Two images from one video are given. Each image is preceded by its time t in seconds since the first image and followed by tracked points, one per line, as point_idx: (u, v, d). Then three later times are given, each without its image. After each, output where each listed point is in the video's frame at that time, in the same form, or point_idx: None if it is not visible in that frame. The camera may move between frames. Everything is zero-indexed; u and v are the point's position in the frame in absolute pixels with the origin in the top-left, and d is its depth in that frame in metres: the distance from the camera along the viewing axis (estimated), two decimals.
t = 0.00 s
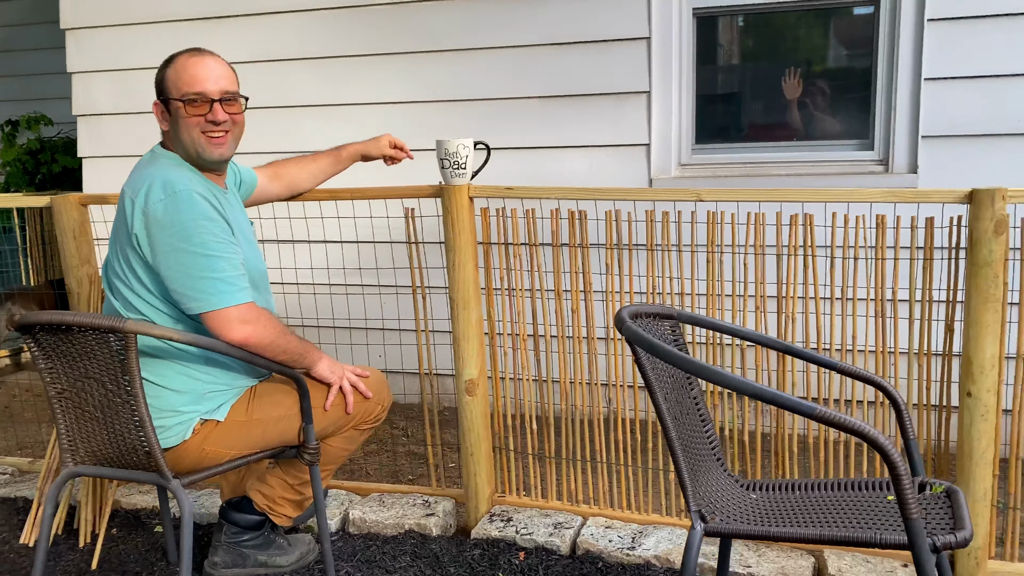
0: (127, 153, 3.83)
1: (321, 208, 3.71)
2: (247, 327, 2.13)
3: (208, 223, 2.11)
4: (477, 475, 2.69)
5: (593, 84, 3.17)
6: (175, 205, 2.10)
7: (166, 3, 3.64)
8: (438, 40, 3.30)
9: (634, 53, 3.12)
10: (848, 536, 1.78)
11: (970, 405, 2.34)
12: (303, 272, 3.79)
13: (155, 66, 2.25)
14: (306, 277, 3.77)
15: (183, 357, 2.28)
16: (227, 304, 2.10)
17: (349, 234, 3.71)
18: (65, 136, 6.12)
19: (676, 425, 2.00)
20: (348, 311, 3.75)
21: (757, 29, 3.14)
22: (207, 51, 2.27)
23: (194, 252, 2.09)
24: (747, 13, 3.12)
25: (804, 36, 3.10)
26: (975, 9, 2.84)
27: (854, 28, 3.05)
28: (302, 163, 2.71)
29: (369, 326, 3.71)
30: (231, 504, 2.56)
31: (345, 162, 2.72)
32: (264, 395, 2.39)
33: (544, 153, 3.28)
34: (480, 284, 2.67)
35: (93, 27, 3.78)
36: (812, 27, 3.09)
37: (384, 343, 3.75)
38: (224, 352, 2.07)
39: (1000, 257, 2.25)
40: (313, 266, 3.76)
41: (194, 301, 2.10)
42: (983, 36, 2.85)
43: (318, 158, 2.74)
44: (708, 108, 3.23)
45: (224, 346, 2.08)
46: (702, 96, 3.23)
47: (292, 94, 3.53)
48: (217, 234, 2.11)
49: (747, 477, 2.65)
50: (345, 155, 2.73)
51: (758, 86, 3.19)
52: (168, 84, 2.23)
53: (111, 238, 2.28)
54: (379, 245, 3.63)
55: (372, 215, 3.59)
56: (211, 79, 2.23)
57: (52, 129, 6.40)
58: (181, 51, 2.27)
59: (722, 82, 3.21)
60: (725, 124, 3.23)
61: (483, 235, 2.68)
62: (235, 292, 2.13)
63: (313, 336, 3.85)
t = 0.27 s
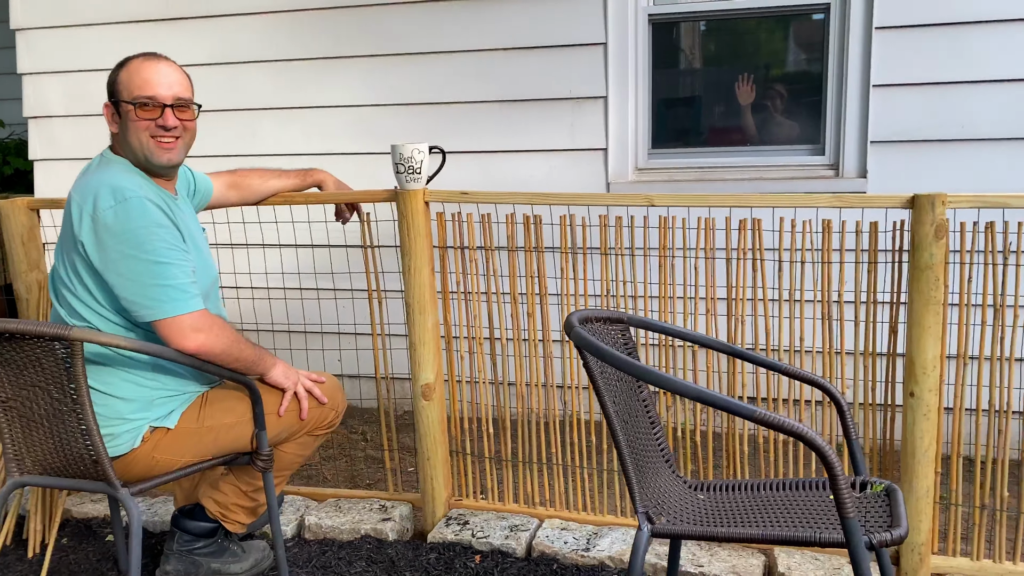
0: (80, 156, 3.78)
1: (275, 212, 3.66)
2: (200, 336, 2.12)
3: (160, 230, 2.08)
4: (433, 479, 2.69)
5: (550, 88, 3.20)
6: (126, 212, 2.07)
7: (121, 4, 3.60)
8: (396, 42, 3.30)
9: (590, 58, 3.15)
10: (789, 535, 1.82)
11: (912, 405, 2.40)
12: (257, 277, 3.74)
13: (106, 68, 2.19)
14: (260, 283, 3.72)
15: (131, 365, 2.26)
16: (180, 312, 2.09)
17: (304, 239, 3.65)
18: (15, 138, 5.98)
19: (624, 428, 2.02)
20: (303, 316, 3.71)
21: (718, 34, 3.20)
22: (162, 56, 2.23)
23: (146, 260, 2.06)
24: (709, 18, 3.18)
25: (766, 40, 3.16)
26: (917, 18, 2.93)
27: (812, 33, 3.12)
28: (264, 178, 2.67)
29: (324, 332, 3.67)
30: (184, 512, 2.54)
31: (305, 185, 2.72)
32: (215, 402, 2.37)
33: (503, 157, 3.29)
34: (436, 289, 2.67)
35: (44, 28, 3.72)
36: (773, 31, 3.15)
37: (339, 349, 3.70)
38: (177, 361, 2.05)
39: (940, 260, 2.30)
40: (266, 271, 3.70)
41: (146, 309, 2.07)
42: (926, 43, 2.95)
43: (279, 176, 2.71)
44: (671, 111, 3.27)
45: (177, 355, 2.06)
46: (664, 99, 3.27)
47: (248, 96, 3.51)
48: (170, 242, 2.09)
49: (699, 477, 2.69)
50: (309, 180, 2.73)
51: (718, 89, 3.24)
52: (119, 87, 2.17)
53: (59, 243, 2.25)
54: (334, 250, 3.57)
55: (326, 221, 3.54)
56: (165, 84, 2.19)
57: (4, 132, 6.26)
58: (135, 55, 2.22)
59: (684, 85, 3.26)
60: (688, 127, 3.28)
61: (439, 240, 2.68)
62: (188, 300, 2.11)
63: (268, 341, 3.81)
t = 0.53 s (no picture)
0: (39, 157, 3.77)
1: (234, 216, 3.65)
2: (158, 343, 2.09)
3: (116, 238, 2.06)
4: (395, 482, 2.70)
5: (513, 91, 3.25)
6: (80, 219, 2.03)
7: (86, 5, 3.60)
8: (360, 45, 3.35)
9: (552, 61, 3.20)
10: (737, 534, 1.84)
11: (863, 404, 2.44)
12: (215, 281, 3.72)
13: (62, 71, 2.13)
14: (219, 287, 3.71)
15: (80, 372, 2.22)
16: (137, 320, 2.06)
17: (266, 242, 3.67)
18: None
19: (578, 430, 2.02)
20: (263, 320, 3.72)
21: (686, 36, 3.26)
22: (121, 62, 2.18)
23: (101, 267, 2.02)
24: (676, 22, 3.24)
25: (732, 42, 3.23)
26: (871, 24, 2.99)
27: (774, 36, 3.19)
28: (218, 183, 2.67)
29: (284, 335, 3.69)
30: (140, 518, 2.51)
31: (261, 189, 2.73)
32: (171, 408, 2.34)
33: (467, 160, 3.35)
34: (396, 291, 2.67)
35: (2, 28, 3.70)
36: (740, 32, 3.22)
37: (300, 353, 3.72)
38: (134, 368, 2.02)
39: (888, 262, 2.35)
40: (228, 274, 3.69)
41: (102, 318, 2.04)
42: (879, 49, 3.01)
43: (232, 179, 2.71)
44: (638, 113, 3.37)
45: (134, 362, 2.03)
46: (632, 101, 3.37)
47: (210, 99, 3.58)
48: (126, 249, 2.06)
49: (657, 477, 2.72)
50: (264, 184, 2.74)
51: (683, 91, 3.32)
52: (76, 92, 2.12)
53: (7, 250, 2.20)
54: (293, 254, 3.59)
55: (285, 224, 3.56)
56: (124, 91, 2.15)
57: None
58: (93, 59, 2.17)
59: (652, 87, 3.35)
60: (655, 129, 3.38)
61: (399, 242, 2.68)
62: (146, 307, 2.08)
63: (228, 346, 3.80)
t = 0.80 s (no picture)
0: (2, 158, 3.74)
1: (196, 220, 3.64)
2: (115, 349, 2.06)
3: (73, 244, 2.02)
4: (360, 486, 2.69)
5: (481, 94, 3.28)
6: (35, 225, 1.99)
7: (48, 5, 3.57)
8: (326, 47, 3.35)
9: (519, 64, 3.22)
10: (692, 536, 1.84)
11: (823, 404, 2.46)
12: (178, 285, 3.71)
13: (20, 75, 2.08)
14: (182, 291, 3.70)
15: (36, 379, 2.17)
16: (94, 327, 2.03)
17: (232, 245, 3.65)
18: None
19: (538, 434, 2.01)
20: (226, 324, 3.70)
21: (660, 36, 3.29)
22: (81, 66, 2.14)
23: (57, 274, 1.99)
24: (647, 25, 3.28)
25: (705, 44, 3.26)
26: (832, 28, 3.03)
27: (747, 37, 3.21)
28: (177, 186, 2.65)
29: (247, 340, 3.68)
30: (100, 526, 2.48)
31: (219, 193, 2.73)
32: (129, 414, 2.30)
33: (436, 162, 3.38)
34: (360, 295, 2.66)
35: None
36: (714, 34, 3.24)
37: (263, 358, 3.71)
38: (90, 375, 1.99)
39: (846, 264, 2.36)
40: (195, 278, 3.67)
41: (57, 325, 2.01)
42: (840, 52, 3.05)
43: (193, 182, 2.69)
44: (610, 114, 3.40)
45: (91, 369, 2.00)
46: (604, 102, 3.39)
47: (175, 100, 3.55)
48: (83, 256, 2.03)
49: (621, 478, 2.74)
50: (224, 186, 2.74)
51: (654, 93, 3.35)
52: (35, 96, 2.07)
53: None
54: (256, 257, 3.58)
55: (248, 228, 3.56)
56: (85, 96, 2.10)
57: None
58: (53, 63, 2.12)
59: (624, 88, 3.38)
60: (626, 130, 3.41)
61: (363, 245, 2.66)
62: (103, 313, 2.05)
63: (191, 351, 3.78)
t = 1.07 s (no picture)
0: None
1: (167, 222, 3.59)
2: (82, 353, 2.03)
3: (40, 247, 1.99)
4: (333, 490, 2.68)
5: (455, 95, 3.30)
6: None
7: (18, 4, 3.54)
8: (301, 48, 3.36)
9: (494, 66, 3.25)
10: (661, 536, 1.84)
11: (793, 403, 2.48)
12: (150, 288, 3.70)
13: None
14: (152, 293, 3.69)
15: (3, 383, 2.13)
16: (61, 331, 2.00)
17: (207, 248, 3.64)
18: None
19: (508, 435, 1.99)
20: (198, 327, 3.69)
21: (638, 38, 3.31)
22: (52, 70, 2.11)
23: (25, 278, 1.96)
24: (625, 26, 3.29)
25: (684, 45, 3.27)
26: (803, 31, 3.06)
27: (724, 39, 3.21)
28: (148, 187, 2.62)
29: (219, 343, 3.66)
30: (68, 532, 2.45)
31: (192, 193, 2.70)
32: (98, 418, 2.27)
33: (411, 163, 3.40)
34: (333, 297, 2.64)
35: None
36: (692, 35, 3.26)
37: (236, 360, 3.69)
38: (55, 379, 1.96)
39: (815, 264, 2.38)
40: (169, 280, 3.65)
41: (26, 330, 1.98)
42: (811, 55, 3.08)
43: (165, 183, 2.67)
44: (588, 116, 3.41)
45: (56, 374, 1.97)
46: (581, 104, 3.41)
47: (149, 100, 3.55)
48: (51, 260, 2.01)
49: (595, 479, 2.75)
50: (196, 187, 2.71)
51: (634, 95, 3.38)
52: (4, 97, 2.03)
53: None
54: (228, 260, 3.56)
55: (219, 230, 3.53)
56: (57, 99, 2.07)
57: None
58: (24, 66, 2.09)
59: (602, 90, 3.40)
60: (605, 132, 3.42)
61: (335, 247, 2.65)
62: (72, 318, 2.03)
63: (162, 354, 3.76)
